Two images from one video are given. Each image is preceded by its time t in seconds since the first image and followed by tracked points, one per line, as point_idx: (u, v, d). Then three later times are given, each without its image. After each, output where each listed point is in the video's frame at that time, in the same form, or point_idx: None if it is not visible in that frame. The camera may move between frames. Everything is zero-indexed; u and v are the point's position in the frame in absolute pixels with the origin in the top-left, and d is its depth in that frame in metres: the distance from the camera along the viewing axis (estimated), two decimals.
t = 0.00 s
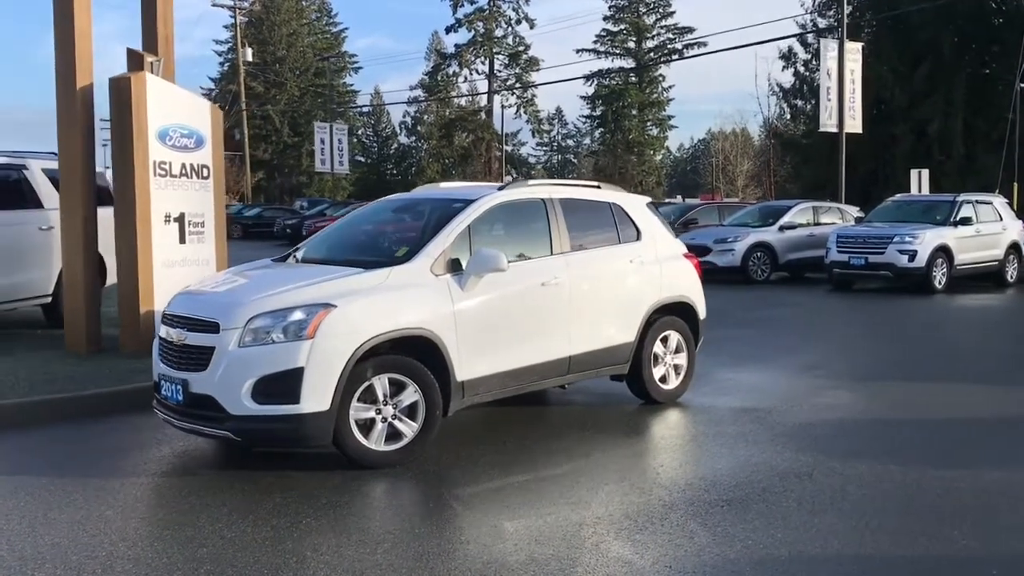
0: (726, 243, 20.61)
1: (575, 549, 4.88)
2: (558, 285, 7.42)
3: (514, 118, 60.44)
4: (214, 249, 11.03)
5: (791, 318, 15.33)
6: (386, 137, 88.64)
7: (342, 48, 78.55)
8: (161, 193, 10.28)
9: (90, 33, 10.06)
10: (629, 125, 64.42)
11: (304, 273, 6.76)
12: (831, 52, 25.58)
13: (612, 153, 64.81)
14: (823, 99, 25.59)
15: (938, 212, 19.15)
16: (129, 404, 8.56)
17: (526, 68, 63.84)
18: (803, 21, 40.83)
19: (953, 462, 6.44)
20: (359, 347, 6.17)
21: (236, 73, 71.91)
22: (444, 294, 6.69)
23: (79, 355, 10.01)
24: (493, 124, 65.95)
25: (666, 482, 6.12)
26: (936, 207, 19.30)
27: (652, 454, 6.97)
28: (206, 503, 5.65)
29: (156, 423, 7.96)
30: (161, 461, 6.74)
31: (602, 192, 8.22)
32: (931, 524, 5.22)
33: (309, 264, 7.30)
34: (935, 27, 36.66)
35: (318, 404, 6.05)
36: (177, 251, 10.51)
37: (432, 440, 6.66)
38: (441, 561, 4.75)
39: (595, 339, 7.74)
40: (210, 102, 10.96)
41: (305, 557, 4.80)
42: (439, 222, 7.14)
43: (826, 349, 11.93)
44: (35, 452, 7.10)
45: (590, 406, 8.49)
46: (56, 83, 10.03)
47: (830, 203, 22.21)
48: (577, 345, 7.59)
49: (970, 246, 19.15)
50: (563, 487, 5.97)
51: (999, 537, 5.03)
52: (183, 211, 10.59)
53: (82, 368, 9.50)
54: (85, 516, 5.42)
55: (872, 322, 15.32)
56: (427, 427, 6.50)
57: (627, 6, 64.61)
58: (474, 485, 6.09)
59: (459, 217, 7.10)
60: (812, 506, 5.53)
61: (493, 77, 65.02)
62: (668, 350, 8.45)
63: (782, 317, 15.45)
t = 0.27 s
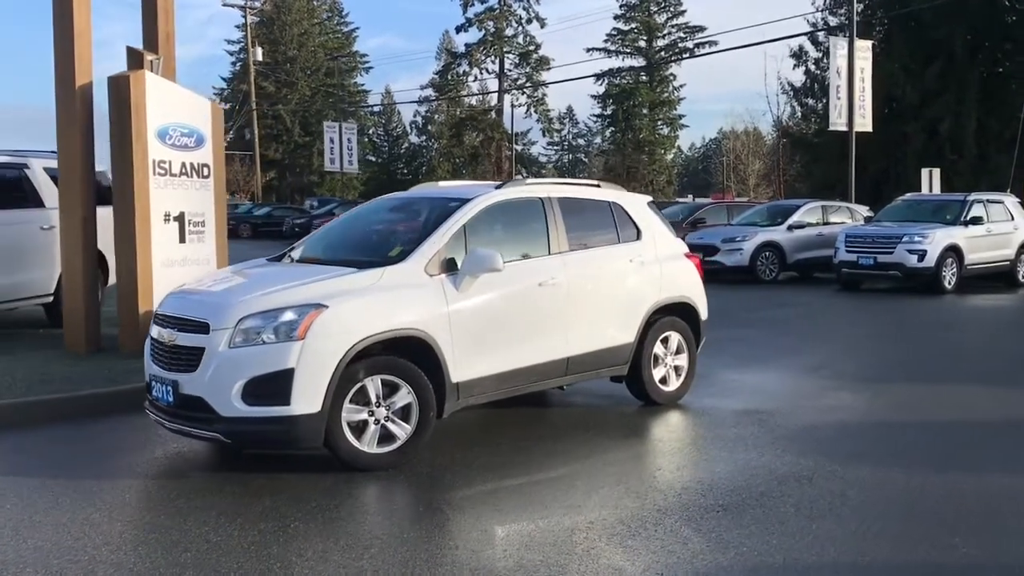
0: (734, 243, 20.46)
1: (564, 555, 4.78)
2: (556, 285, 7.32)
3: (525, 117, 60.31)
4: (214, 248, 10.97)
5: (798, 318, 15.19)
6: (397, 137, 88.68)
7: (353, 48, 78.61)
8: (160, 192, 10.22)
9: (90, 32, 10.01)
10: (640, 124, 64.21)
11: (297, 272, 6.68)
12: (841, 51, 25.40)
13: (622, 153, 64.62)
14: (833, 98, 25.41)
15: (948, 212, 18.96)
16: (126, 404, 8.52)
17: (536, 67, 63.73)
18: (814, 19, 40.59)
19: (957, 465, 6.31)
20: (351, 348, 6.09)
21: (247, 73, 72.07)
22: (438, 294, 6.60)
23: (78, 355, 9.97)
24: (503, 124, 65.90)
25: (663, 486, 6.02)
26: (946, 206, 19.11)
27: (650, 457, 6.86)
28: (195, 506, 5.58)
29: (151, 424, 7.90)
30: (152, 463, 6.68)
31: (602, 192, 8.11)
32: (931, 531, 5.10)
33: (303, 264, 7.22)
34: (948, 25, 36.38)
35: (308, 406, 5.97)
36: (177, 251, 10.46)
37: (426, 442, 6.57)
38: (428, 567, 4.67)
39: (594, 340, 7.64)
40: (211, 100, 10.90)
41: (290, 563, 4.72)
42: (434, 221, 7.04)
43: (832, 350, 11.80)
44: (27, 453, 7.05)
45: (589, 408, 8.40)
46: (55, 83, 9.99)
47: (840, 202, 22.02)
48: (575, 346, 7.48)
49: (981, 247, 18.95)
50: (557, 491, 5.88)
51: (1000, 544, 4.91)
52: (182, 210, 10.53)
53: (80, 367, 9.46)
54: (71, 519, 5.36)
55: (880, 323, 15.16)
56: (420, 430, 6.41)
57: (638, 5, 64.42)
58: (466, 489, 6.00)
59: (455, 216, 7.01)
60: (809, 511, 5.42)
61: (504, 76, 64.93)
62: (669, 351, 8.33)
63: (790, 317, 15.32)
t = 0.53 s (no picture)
0: (745, 243, 20.30)
1: (560, 562, 4.68)
2: (557, 286, 7.22)
3: (537, 117, 60.19)
4: (218, 248, 10.92)
5: (808, 320, 15.03)
6: (410, 137, 88.70)
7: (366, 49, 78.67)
8: (164, 192, 10.17)
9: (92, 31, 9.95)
10: (653, 123, 63.95)
11: (294, 272, 6.60)
12: (854, 49, 25.18)
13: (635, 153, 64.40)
14: (846, 97, 25.20)
15: (963, 212, 18.75)
16: (126, 405, 8.47)
17: (549, 67, 63.61)
18: (828, 18, 40.32)
19: (966, 471, 6.17)
20: (347, 350, 6.00)
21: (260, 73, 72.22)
22: (437, 295, 6.51)
23: (81, 355, 9.94)
24: (516, 123, 65.80)
25: (663, 491, 5.90)
26: (960, 207, 18.90)
27: (653, 461, 6.75)
28: (187, 510, 5.51)
29: (150, 426, 7.84)
30: (148, 466, 6.61)
31: (606, 191, 8.00)
32: (937, 538, 4.97)
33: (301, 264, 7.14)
34: (964, 23, 36.06)
35: (304, 408, 5.89)
36: (180, 250, 10.41)
37: (424, 445, 6.48)
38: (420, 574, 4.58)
39: (597, 341, 7.53)
40: (214, 99, 10.86)
41: (280, 568, 4.64)
42: (434, 221, 6.95)
43: (842, 352, 11.64)
44: (24, 455, 7.00)
45: (592, 410, 8.29)
46: (58, 82, 9.94)
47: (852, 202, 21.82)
48: (577, 348, 7.38)
49: (995, 247, 18.72)
50: (555, 495, 5.78)
51: (1007, 552, 4.78)
52: (186, 210, 10.48)
53: (81, 367, 9.42)
54: (61, 522, 5.29)
55: (892, 324, 14.98)
56: (418, 433, 6.32)
57: (651, 4, 64.20)
58: (464, 494, 5.91)
59: (454, 216, 6.91)
60: (812, 517, 5.31)
61: (516, 76, 64.81)
62: (673, 353, 8.22)
63: (800, 318, 15.16)
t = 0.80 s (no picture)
0: (754, 244, 20.17)
1: (550, 568, 4.64)
2: (555, 288, 7.17)
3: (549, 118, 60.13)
4: (221, 250, 10.93)
5: (816, 321, 14.93)
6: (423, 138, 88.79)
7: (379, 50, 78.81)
8: (167, 194, 10.18)
9: (95, 32, 9.96)
10: (666, 124, 63.74)
11: (289, 274, 6.57)
12: (865, 49, 25.03)
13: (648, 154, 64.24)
14: (857, 97, 25.05)
15: (974, 213, 18.57)
16: (126, 408, 8.48)
17: (561, 68, 63.56)
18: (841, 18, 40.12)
19: (967, 476, 6.08)
20: (341, 352, 5.98)
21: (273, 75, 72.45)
22: (432, 297, 6.47)
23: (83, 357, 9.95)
24: (528, 124, 65.73)
25: (659, 495, 5.85)
26: (971, 207, 18.74)
27: (650, 464, 6.69)
28: (179, 513, 5.49)
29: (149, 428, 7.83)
30: (143, 469, 6.60)
31: (605, 192, 7.96)
32: (934, 544, 4.90)
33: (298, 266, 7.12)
34: (977, 23, 35.81)
35: (297, 411, 5.86)
36: (184, 252, 10.42)
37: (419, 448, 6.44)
38: None
39: (597, 343, 7.47)
40: (217, 101, 10.86)
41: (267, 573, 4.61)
42: (431, 223, 6.91)
43: (848, 353, 11.54)
44: (21, 458, 7.00)
45: (593, 413, 8.24)
46: (61, 84, 9.95)
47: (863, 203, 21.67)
48: (575, 350, 7.33)
49: (1007, 248, 18.57)
50: (550, 499, 5.73)
51: (1005, 559, 4.70)
52: (189, 212, 10.49)
53: (83, 369, 9.43)
54: (52, 525, 5.28)
55: (902, 326, 14.85)
56: (413, 435, 6.29)
57: (664, 5, 64.05)
58: (457, 497, 5.87)
59: (451, 217, 6.87)
60: (808, 523, 5.24)
61: (528, 78, 64.78)
62: (674, 356, 8.15)
63: (809, 320, 15.05)
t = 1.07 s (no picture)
0: (763, 245, 20.03)
1: None
2: (550, 291, 7.10)
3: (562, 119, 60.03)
4: (221, 252, 10.91)
5: (824, 323, 14.80)
6: (436, 139, 88.85)
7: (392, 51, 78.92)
8: (167, 195, 10.17)
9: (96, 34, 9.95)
10: (680, 124, 63.49)
11: (280, 276, 6.53)
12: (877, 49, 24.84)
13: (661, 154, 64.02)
14: (869, 97, 24.87)
15: (986, 214, 18.36)
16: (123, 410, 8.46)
17: (574, 69, 63.46)
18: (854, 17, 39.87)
19: (965, 483, 5.97)
20: (329, 356, 5.93)
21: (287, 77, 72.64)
22: (423, 300, 6.42)
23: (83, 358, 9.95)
24: (541, 125, 65.64)
25: (650, 501, 5.77)
26: (983, 208, 18.56)
27: (644, 469, 6.62)
28: (164, 518, 5.45)
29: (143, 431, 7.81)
30: (134, 472, 6.57)
31: (602, 194, 7.88)
32: (926, 554, 4.80)
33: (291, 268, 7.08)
34: (992, 22, 35.49)
35: (284, 415, 5.82)
36: (184, 254, 10.41)
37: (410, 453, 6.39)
38: None
39: (592, 347, 7.40)
40: (218, 102, 10.86)
41: None
42: (424, 225, 6.86)
43: (854, 356, 11.42)
44: (13, 461, 6.99)
45: (590, 417, 8.16)
46: (61, 86, 9.95)
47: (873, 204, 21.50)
48: (570, 354, 7.25)
49: (1019, 249, 18.38)
50: (539, 505, 5.67)
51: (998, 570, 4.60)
52: (189, 213, 10.48)
53: (82, 371, 9.43)
54: (36, 530, 5.25)
55: (911, 328, 14.70)
56: (403, 440, 6.24)
57: (677, 5, 63.84)
58: (446, 503, 5.82)
59: (444, 220, 6.81)
60: (799, 530, 5.15)
61: (541, 78, 64.70)
62: (672, 359, 8.07)
63: (816, 322, 14.92)
